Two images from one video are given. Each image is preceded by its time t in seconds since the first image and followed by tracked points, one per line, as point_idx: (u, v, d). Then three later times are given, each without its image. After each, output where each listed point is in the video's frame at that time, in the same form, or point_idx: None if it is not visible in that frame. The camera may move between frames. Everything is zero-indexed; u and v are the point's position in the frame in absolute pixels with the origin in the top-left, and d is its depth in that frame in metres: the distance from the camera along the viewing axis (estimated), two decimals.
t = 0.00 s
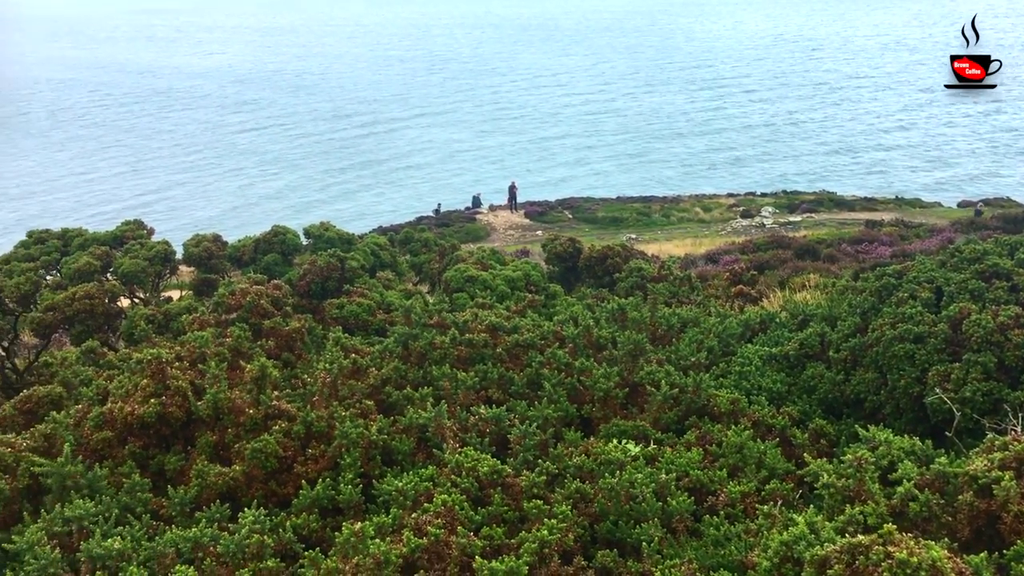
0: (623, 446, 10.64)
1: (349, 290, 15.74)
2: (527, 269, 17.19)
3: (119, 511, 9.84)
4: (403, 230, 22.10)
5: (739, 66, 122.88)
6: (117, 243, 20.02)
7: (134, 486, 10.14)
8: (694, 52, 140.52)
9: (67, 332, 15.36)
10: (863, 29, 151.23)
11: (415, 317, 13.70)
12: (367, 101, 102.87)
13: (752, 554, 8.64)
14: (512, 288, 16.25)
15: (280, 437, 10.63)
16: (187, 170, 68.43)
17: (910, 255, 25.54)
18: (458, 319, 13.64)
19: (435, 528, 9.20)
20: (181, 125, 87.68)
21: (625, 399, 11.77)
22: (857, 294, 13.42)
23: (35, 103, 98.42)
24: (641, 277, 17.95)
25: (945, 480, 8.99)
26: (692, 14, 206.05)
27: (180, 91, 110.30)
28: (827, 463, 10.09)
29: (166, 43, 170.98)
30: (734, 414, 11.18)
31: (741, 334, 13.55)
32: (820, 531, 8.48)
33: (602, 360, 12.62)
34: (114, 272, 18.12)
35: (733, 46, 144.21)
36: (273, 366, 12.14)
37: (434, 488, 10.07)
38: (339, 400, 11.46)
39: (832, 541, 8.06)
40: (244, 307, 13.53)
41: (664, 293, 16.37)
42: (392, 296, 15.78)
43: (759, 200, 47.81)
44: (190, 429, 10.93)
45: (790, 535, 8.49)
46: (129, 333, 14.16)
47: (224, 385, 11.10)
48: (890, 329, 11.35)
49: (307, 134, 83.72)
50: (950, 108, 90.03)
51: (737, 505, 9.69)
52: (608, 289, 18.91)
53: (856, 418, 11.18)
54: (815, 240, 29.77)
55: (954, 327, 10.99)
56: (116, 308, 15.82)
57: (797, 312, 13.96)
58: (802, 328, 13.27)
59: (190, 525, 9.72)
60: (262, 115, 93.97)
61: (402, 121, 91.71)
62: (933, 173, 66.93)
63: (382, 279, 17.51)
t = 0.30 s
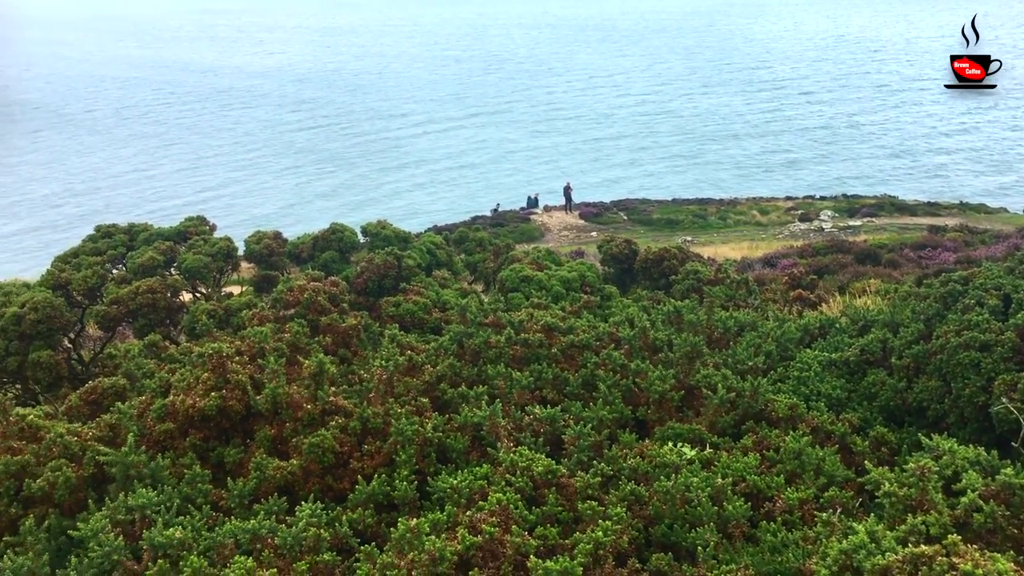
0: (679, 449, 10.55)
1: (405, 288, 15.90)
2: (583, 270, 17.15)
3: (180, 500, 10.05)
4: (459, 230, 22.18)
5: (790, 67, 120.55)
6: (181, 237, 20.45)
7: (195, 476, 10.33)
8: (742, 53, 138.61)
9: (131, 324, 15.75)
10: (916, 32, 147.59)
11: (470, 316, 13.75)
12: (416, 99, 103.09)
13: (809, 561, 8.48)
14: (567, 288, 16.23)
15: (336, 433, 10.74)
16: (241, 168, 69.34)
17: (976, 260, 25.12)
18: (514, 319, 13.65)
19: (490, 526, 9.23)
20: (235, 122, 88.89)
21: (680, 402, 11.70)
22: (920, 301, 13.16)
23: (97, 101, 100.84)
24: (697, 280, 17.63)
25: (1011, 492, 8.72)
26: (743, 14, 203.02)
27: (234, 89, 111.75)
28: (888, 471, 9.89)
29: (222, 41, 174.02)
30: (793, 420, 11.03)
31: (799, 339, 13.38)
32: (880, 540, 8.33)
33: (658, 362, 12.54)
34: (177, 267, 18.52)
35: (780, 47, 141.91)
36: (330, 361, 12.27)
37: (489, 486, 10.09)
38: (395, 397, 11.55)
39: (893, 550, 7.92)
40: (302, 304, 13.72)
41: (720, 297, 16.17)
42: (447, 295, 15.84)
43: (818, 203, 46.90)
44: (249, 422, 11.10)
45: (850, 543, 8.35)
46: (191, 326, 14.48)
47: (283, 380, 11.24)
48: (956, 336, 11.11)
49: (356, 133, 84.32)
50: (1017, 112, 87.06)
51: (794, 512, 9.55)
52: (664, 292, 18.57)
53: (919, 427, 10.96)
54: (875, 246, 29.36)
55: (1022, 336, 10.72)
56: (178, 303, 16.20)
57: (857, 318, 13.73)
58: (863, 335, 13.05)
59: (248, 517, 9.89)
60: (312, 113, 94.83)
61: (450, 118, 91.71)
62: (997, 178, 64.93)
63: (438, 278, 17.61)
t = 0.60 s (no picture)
0: (742, 459, 10.43)
1: (467, 292, 16.04)
2: (644, 277, 17.10)
3: (245, 495, 10.21)
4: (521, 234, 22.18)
5: (848, 69, 117.74)
6: (248, 238, 20.87)
7: (261, 472, 10.50)
8: (798, 56, 136.08)
9: (199, 322, 16.11)
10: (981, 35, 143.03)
11: (532, 320, 13.75)
12: (469, 100, 103.18)
13: None
14: (628, 295, 16.19)
15: (399, 433, 10.83)
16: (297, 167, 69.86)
17: None
18: (575, 324, 13.65)
19: (550, 530, 9.21)
20: (291, 122, 89.84)
21: (744, 411, 11.60)
22: (994, 313, 12.88)
23: (165, 103, 103.58)
24: (760, 288, 17.59)
25: None
26: (802, 17, 199.32)
27: (294, 91, 113.40)
28: (959, 486, 9.63)
29: (284, 44, 177.67)
30: (860, 432, 10.84)
31: (867, 350, 13.19)
32: (951, 556, 8.10)
33: (721, 370, 12.43)
34: (244, 267, 18.91)
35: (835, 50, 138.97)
36: (393, 363, 12.40)
37: (550, 491, 10.08)
38: (457, 400, 11.62)
39: (964, 567, 7.71)
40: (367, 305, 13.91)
41: (784, 305, 16.12)
42: (508, 299, 15.88)
43: (886, 211, 45.76)
44: (312, 421, 11.25)
45: (919, 558, 8.14)
46: (257, 326, 14.77)
47: (346, 380, 11.38)
48: None
49: (409, 134, 84.55)
50: None
51: (860, 526, 9.35)
52: (727, 299, 18.62)
53: (992, 442, 10.67)
54: (947, 255, 28.78)
55: None
56: (245, 302, 16.51)
57: (928, 329, 13.48)
58: (933, 347, 12.79)
59: (312, 514, 10.01)
60: (365, 115, 95.73)
61: (504, 117, 91.43)
62: None
63: (499, 282, 17.68)
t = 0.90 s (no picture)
0: (810, 475, 10.26)
1: (530, 301, 16.10)
2: (709, 288, 16.79)
3: (310, 497, 10.32)
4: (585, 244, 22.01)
5: (914, 79, 113.81)
6: (316, 244, 21.05)
7: (326, 476, 10.61)
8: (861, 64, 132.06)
9: (266, 326, 16.33)
10: None
11: (595, 330, 13.69)
12: (520, 104, 103.12)
13: None
14: (693, 307, 16.00)
15: (463, 441, 10.88)
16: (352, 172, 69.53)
17: None
18: (640, 335, 13.54)
19: (614, 542, 9.10)
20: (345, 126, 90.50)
21: (812, 427, 11.46)
22: None
23: (226, 109, 105.26)
24: (829, 303, 17.58)
25: None
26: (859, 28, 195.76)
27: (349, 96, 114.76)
28: None
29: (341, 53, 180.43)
30: (932, 451, 10.61)
31: (940, 368, 12.95)
32: None
33: (788, 385, 12.28)
34: (311, 272, 19.16)
35: (892, 61, 135.94)
36: (457, 370, 12.46)
37: (613, 502, 10.01)
38: (521, 409, 11.62)
39: None
40: (432, 312, 14.02)
41: (854, 320, 16.06)
42: (572, 309, 15.80)
43: (958, 227, 44.33)
44: (376, 425, 11.37)
45: None
46: (324, 330, 14.96)
47: (411, 387, 11.49)
48: None
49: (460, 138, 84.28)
50: None
51: (934, 547, 9.02)
52: (794, 314, 18.53)
53: None
54: None
55: None
56: (311, 307, 16.69)
57: (1005, 347, 13.18)
58: (1010, 366, 12.48)
59: (376, 517, 10.09)
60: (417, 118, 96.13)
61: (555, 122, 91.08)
62: None
63: (563, 291, 17.63)
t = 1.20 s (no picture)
0: (877, 497, 10.09)
1: (589, 313, 16.08)
2: (773, 304, 16.37)
3: (371, 505, 10.35)
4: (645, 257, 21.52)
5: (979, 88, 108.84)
6: (379, 253, 21.08)
7: (387, 484, 10.66)
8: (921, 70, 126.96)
9: (328, 333, 16.54)
10: None
11: (656, 344, 13.59)
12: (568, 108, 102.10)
13: None
14: (756, 322, 15.71)
15: (523, 451, 10.87)
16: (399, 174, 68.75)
17: None
18: (702, 350, 13.43)
19: (677, 559, 8.96)
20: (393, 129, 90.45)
21: (879, 447, 11.31)
22: None
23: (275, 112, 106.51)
24: (896, 320, 17.34)
25: None
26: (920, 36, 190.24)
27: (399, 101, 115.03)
28: None
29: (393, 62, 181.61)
30: (1006, 475, 10.32)
31: (1014, 390, 12.61)
32: None
33: (855, 404, 12.15)
34: (373, 281, 19.33)
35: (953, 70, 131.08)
36: (518, 382, 12.49)
37: (675, 518, 9.88)
38: (581, 421, 11.61)
39: None
40: (493, 323, 14.10)
41: (923, 339, 15.79)
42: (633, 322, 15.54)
43: None
44: (437, 434, 11.41)
45: None
46: (385, 338, 15.06)
47: (473, 397, 11.59)
48: None
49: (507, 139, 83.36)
50: None
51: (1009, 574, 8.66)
52: (858, 330, 18.35)
53: None
54: None
55: None
56: (372, 316, 16.83)
57: None
58: None
59: (436, 526, 10.10)
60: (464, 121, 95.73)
61: (604, 126, 89.84)
62: None
63: (624, 304, 17.43)
